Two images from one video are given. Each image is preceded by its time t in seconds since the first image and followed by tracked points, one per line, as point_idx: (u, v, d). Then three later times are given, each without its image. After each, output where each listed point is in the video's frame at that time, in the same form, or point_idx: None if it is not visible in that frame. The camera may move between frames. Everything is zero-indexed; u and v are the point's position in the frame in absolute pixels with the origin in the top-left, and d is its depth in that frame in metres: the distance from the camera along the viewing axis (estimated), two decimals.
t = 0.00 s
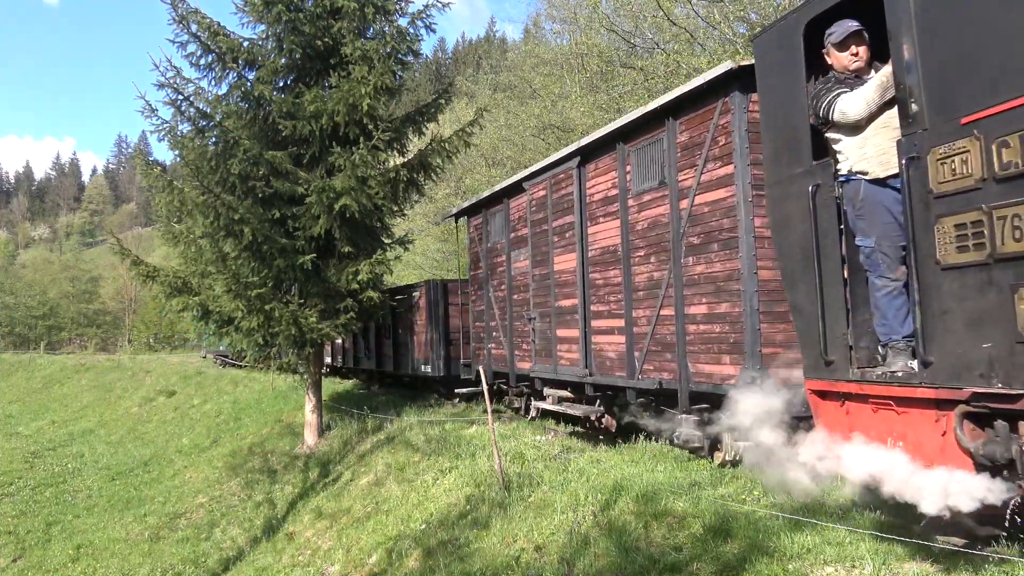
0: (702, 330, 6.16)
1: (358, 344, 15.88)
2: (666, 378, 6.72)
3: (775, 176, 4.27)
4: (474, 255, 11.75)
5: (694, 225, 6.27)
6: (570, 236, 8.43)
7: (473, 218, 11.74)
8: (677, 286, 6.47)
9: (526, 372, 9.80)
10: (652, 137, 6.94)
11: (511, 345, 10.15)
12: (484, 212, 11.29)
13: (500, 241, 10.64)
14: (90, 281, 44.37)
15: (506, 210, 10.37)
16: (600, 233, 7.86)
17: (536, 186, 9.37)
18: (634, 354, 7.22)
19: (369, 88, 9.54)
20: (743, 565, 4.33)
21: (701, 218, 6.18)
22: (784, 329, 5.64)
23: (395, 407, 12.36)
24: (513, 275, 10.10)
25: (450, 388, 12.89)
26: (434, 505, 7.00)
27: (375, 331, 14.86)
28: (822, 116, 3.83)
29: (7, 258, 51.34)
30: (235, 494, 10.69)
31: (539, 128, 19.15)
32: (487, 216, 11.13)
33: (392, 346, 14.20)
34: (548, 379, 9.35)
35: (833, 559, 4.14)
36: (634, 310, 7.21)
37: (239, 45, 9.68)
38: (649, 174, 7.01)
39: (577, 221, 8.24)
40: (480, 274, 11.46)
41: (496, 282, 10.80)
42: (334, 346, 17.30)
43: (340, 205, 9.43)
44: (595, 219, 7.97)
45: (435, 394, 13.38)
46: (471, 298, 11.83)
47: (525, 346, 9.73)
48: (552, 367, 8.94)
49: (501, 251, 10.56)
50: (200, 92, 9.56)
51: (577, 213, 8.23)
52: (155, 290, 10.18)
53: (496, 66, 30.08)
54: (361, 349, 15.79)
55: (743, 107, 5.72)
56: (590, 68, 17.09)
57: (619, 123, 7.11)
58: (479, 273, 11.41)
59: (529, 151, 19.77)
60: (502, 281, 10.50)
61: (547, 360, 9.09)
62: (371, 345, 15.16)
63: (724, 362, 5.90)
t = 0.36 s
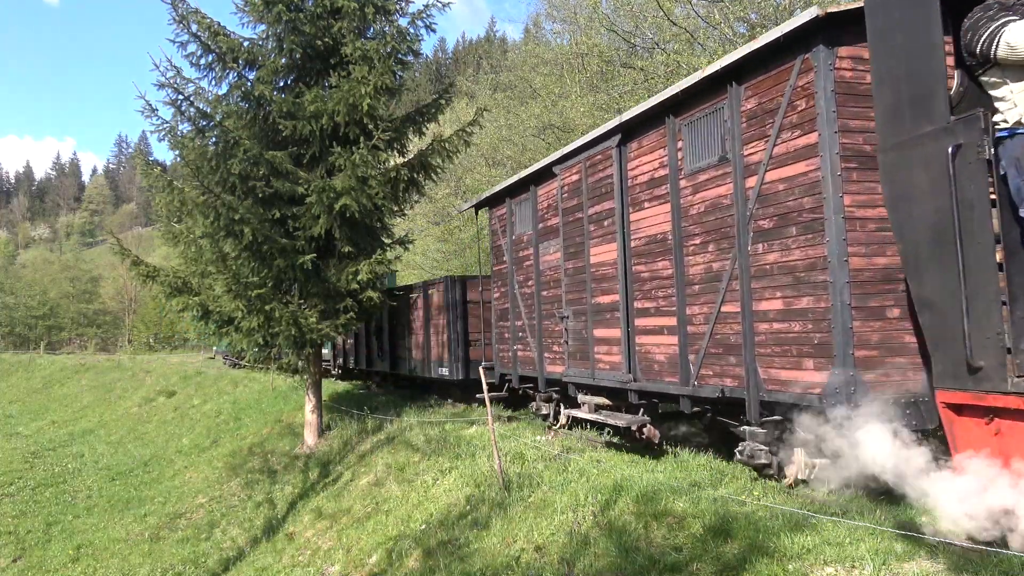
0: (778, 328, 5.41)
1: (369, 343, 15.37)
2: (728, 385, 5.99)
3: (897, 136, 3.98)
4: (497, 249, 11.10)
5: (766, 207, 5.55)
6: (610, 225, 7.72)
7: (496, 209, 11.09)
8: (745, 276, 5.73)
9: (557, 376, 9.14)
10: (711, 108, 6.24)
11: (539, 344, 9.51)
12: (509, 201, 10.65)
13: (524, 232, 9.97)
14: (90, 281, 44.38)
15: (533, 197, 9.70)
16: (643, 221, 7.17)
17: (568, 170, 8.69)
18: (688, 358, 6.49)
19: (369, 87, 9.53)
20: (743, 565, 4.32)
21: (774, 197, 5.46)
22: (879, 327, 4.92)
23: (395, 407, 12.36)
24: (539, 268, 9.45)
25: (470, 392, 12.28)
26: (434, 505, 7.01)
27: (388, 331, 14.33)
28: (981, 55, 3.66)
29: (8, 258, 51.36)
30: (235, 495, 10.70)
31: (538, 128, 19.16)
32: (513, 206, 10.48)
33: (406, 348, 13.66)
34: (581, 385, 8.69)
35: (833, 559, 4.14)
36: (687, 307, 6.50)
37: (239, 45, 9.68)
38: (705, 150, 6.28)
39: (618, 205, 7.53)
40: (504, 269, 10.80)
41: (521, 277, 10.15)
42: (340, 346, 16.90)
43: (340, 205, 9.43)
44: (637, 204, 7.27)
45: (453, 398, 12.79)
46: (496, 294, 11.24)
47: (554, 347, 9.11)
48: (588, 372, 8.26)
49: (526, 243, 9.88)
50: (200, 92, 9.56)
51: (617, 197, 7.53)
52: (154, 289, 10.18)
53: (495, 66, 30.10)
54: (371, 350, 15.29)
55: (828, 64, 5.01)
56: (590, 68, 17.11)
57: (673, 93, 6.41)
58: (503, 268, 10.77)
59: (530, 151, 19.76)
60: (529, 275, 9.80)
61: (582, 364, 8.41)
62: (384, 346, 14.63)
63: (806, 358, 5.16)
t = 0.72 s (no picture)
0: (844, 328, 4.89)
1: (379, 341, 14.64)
2: (814, 394, 5.12)
3: None
4: (524, 240, 10.39)
5: (867, 178, 4.70)
6: (660, 209, 6.92)
7: (524, 197, 10.36)
8: (839, 261, 4.87)
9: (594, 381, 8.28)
10: (793, 66, 5.43)
11: (575, 345, 8.61)
12: (539, 188, 9.90)
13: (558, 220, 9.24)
14: (90, 281, 44.38)
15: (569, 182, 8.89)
16: (702, 203, 6.35)
17: (608, 150, 7.91)
18: (760, 364, 5.66)
19: (369, 88, 9.53)
20: (742, 565, 4.33)
21: (881, 166, 4.59)
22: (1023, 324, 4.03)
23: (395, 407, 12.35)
24: (575, 260, 8.70)
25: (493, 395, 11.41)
26: (434, 505, 7.01)
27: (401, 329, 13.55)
28: None
29: (8, 258, 51.37)
30: (235, 494, 10.70)
31: (538, 128, 19.15)
32: (544, 193, 9.75)
33: (419, 348, 12.84)
34: (623, 392, 7.84)
35: (833, 559, 4.15)
36: (760, 302, 5.64)
37: (239, 45, 9.68)
38: (785, 116, 5.43)
39: (671, 185, 6.71)
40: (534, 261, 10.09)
41: (554, 270, 9.33)
42: (349, 345, 16.24)
43: (340, 206, 9.43)
44: (693, 183, 6.47)
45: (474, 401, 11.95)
46: (523, 289, 10.46)
47: (592, 348, 8.23)
48: (633, 377, 7.37)
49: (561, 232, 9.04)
50: (200, 92, 9.56)
51: (670, 176, 6.71)
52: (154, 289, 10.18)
53: (495, 66, 30.11)
54: (382, 349, 14.55)
55: None
56: (590, 68, 17.12)
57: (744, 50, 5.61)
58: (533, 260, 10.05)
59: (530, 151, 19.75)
60: (563, 267, 9.07)
61: (628, 368, 7.49)
62: (397, 345, 13.85)
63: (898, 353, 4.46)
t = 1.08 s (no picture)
0: (871, 328, 4.70)
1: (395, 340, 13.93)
2: (941, 408, 4.23)
3: None
4: (557, 230, 9.45)
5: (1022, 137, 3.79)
6: (727, 188, 5.99)
7: (558, 182, 9.42)
8: (981, 240, 3.96)
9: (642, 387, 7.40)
10: (908, 6, 4.50)
11: (617, 346, 7.77)
12: (577, 171, 8.94)
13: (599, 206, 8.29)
14: (90, 281, 44.38)
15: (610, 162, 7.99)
16: (781, 178, 5.46)
17: (662, 123, 6.98)
18: (863, 368, 4.75)
19: (369, 87, 9.53)
20: (742, 565, 4.32)
21: None
22: None
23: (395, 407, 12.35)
24: (620, 250, 7.77)
25: (519, 400, 10.58)
26: (434, 505, 7.01)
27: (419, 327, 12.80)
28: None
29: (8, 258, 51.36)
30: (235, 494, 10.70)
31: (538, 128, 19.14)
32: (582, 177, 8.80)
33: (438, 347, 12.07)
34: (678, 399, 6.91)
35: (832, 559, 4.14)
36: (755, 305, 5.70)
37: (239, 45, 9.68)
38: (898, 69, 4.52)
39: (743, 158, 5.78)
40: (568, 253, 9.13)
41: (593, 261, 8.44)
42: (361, 343, 15.59)
43: (340, 206, 9.43)
44: (771, 156, 5.57)
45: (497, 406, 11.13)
46: (554, 285, 9.53)
47: (638, 350, 7.39)
48: (693, 383, 6.51)
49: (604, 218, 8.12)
50: (200, 92, 9.56)
51: (743, 146, 5.77)
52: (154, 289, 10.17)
53: (495, 66, 30.12)
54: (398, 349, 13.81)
55: None
56: (590, 68, 17.13)
57: None
58: (567, 251, 9.12)
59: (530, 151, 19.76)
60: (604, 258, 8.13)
61: (687, 372, 6.61)
62: (414, 344, 13.08)
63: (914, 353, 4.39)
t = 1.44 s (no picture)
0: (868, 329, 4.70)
1: (410, 341, 13.25)
2: None
3: None
4: (597, 217, 8.48)
5: None
6: (821, 157, 4.99)
7: (600, 162, 8.41)
8: None
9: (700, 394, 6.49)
10: None
11: (672, 345, 6.81)
12: (624, 149, 7.90)
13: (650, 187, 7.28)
14: (90, 281, 44.37)
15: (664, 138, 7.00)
16: (893, 142, 4.49)
17: (731, 86, 5.95)
18: (1016, 374, 3.76)
19: (369, 87, 9.53)
20: (742, 565, 4.32)
21: None
22: None
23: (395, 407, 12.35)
24: (678, 236, 6.76)
25: (549, 406, 9.77)
26: (434, 505, 7.01)
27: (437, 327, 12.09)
28: None
29: (8, 258, 51.35)
30: (235, 494, 10.70)
31: (538, 128, 19.14)
32: (629, 156, 7.78)
33: (457, 349, 11.33)
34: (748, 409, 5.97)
35: (833, 559, 4.14)
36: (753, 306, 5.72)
37: (239, 45, 9.68)
38: None
39: (844, 121, 4.77)
40: (607, 243, 8.23)
41: (640, 251, 7.45)
42: (373, 342, 14.93)
43: (340, 206, 9.43)
44: (881, 116, 4.58)
45: (523, 412, 10.44)
46: (595, 278, 8.52)
47: (699, 352, 6.41)
48: (776, 392, 5.46)
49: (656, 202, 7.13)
50: (200, 92, 9.56)
51: (845, 106, 4.75)
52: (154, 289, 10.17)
53: (495, 65, 30.13)
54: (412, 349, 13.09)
55: None
56: (590, 67, 17.14)
57: None
58: (611, 239, 8.09)
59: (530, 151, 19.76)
60: (657, 245, 7.13)
61: (768, 379, 5.55)
62: (430, 345, 12.37)
63: (975, 349, 3.99)
